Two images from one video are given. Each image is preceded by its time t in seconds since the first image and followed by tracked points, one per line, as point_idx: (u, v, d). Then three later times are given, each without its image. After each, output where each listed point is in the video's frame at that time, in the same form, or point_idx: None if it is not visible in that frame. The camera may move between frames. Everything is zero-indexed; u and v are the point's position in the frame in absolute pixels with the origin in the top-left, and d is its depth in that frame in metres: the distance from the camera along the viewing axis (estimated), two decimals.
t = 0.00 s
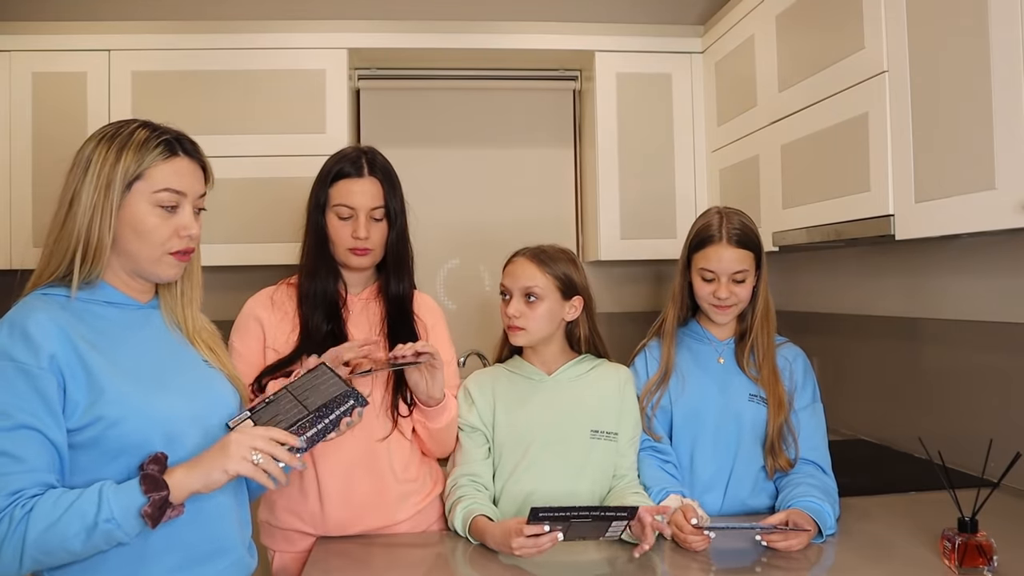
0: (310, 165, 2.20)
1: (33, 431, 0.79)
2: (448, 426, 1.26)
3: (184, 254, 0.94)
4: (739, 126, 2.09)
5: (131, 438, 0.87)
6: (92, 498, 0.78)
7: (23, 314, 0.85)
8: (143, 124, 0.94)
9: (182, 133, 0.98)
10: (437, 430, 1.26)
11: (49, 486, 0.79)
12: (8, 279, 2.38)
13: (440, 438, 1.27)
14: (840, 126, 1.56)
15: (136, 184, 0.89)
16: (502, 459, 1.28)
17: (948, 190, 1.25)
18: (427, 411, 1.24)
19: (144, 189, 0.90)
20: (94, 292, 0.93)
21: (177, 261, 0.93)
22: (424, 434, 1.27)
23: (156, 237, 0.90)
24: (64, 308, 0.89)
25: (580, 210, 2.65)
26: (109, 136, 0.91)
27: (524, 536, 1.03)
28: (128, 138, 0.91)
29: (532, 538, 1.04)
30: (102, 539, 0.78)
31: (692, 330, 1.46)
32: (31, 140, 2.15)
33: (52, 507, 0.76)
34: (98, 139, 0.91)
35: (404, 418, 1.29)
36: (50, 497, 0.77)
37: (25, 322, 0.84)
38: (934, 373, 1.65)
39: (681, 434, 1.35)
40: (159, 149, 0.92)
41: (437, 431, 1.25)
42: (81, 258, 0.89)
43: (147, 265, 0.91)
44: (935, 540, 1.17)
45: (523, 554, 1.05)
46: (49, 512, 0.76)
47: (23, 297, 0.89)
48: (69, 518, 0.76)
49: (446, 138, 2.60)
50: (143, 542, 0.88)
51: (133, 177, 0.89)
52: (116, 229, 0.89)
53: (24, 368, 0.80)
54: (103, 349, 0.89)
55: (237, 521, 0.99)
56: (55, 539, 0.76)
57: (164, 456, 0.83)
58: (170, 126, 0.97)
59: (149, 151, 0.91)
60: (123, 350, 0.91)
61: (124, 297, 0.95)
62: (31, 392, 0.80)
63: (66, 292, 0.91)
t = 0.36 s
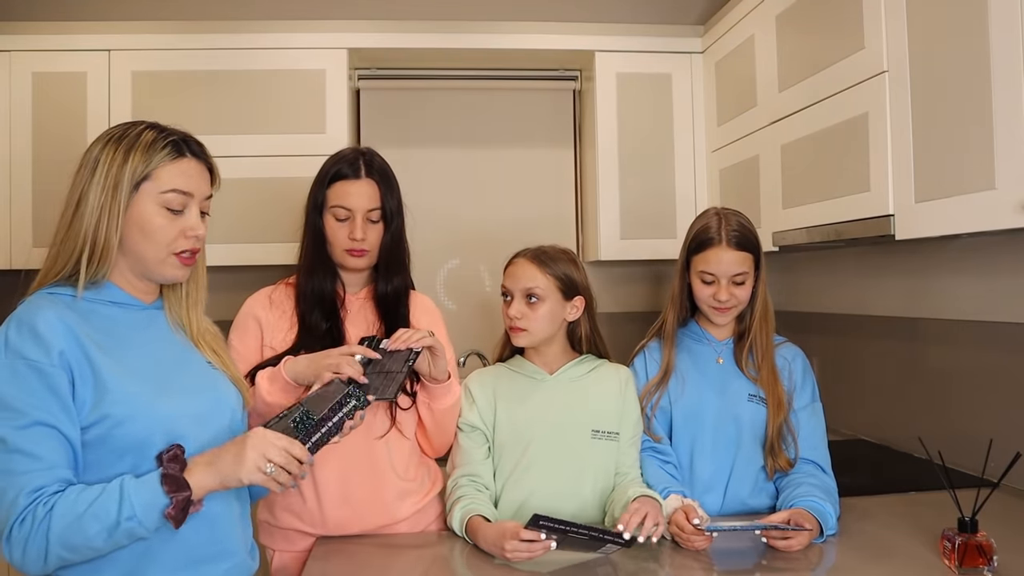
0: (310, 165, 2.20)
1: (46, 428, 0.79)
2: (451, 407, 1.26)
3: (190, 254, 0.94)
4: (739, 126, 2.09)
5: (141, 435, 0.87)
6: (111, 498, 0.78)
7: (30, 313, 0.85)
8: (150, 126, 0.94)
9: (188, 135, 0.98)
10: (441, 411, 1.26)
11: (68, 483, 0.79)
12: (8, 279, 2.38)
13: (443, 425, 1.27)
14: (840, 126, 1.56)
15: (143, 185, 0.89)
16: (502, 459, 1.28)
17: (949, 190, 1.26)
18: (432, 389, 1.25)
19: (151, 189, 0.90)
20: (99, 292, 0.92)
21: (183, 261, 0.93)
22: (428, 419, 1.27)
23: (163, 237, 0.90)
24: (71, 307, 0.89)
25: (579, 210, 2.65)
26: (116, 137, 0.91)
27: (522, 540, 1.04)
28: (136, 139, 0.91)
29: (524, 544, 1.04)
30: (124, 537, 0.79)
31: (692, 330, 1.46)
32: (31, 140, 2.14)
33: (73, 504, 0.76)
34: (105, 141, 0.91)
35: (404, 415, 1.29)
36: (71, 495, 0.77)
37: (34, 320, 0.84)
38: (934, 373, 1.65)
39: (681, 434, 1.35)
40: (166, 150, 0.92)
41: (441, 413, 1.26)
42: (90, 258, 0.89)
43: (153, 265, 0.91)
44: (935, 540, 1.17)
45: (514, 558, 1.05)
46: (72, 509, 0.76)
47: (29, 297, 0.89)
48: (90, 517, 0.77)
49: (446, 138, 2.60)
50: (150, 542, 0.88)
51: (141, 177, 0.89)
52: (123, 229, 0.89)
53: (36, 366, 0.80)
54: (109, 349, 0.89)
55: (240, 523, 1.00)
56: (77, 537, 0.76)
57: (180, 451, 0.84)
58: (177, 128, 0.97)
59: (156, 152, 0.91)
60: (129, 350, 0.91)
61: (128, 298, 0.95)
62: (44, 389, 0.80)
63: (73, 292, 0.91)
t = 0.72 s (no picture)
0: (310, 165, 2.20)
1: (48, 424, 0.79)
2: (451, 406, 1.27)
3: (198, 256, 0.94)
4: (739, 126, 2.09)
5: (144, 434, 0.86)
6: (102, 488, 0.77)
7: (39, 310, 0.84)
8: (158, 126, 0.94)
9: (195, 135, 0.99)
10: (440, 408, 1.27)
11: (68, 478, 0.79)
12: (8, 278, 2.38)
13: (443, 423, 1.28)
14: (840, 126, 1.56)
15: (151, 184, 0.89)
16: (502, 459, 1.28)
17: (949, 190, 1.26)
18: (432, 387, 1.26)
19: (159, 189, 0.90)
20: (108, 291, 0.92)
21: (191, 262, 0.93)
22: (428, 417, 1.28)
23: (172, 236, 0.90)
24: (81, 306, 0.89)
25: (580, 210, 2.65)
26: (124, 137, 0.91)
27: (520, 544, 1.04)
28: (144, 139, 0.91)
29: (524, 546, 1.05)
30: (120, 524, 0.78)
31: (691, 331, 1.46)
32: (31, 141, 2.14)
33: (65, 496, 0.76)
34: (114, 141, 0.91)
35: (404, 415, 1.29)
36: (64, 487, 0.76)
37: (40, 316, 0.84)
38: (934, 373, 1.65)
39: (681, 434, 1.35)
40: (174, 150, 0.92)
41: (441, 412, 1.27)
42: (98, 258, 0.89)
43: (160, 264, 0.91)
44: (935, 540, 1.17)
45: (510, 559, 1.05)
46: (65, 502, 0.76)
47: (38, 294, 0.89)
48: (82, 508, 0.76)
49: (446, 138, 2.60)
50: (150, 539, 0.88)
51: (149, 177, 0.89)
52: (131, 228, 0.89)
53: (41, 363, 0.80)
54: (116, 347, 0.89)
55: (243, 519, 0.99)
56: (72, 529, 0.76)
57: (163, 435, 0.82)
58: (184, 129, 0.97)
59: (164, 152, 0.91)
60: (134, 347, 0.91)
61: (137, 298, 0.95)
62: (47, 387, 0.80)
63: (82, 292, 0.91)
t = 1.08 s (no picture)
0: (310, 165, 2.20)
1: (47, 422, 0.79)
2: (451, 407, 1.26)
3: (199, 260, 0.94)
4: (738, 125, 2.09)
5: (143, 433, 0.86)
6: (106, 484, 0.77)
7: (39, 309, 0.84)
8: (164, 129, 0.94)
9: (200, 138, 0.99)
10: (440, 411, 1.26)
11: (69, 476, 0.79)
12: (8, 278, 2.38)
13: (442, 425, 1.27)
14: (840, 126, 1.56)
15: (155, 188, 0.89)
16: (503, 459, 1.28)
17: (949, 190, 1.25)
18: (432, 389, 1.26)
19: (163, 192, 0.90)
20: (109, 292, 0.92)
21: (191, 265, 0.93)
22: (428, 419, 1.27)
23: (174, 241, 0.90)
24: (82, 306, 0.89)
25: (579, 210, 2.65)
26: (130, 138, 0.92)
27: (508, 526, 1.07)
28: (150, 142, 0.91)
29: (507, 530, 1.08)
30: (124, 521, 0.78)
31: (691, 331, 1.45)
32: (31, 141, 2.14)
33: (71, 493, 0.76)
34: (119, 142, 0.91)
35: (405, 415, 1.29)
36: (68, 484, 0.77)
37: (41, 315, 0.84)
38: (934, 373, 1.65)
39: (681, 435, 1.35)
40: (179, 154, 0.92)
41: (441, 412, 1.26)
42: (100, 259, 0.89)
43: (161, 267, 0.91)
44: (934, 540, 1.17)
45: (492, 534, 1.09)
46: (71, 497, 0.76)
47: (39, 293, 0.89)
48: (88, 505, 0.76)
49: (446, 138, 2.60)
50: (148, 537, 0.88)
51: (153, 180, 0.89)
52: (133, 230, 0.89)
53: (42, 362, 0.80)
54: (116, 347, 0.89)
55: (242, 519, 0.99)
56: (77, 526, 0.76)
57: (168, 431, 0.83)
58: (190, 132, 0.98)
59: (169, 155, 0.91)
60: (132, 346, 0.91)
61: (138, 299, 0.95)
62: (49, 386, 0.80)
63: (84, 292, 0.91)
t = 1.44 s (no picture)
0: (310, 165, 2.20)
1: (48, 423, 0.79)
2: (451, 407, 1.27)
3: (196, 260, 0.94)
4: (738, 125, 2.09)
5: (143, 435, 0.86)
6: (111, 488, 0.78)
7: (38, 310, 0.84)
8: (167, 129, 0.94)
9: (202, 139, 0.99)
10: (440, 411, 1.26)
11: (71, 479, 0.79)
12: (8, 278, 2.38)
13: (441, 425, 1.27)
14: (840, 126, 1.56)
15: (156, 188, 0.89)
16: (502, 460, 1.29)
17: (949, 190, 1.26)
18: (432, 389, 1.26)
19: (164, 193, 0.90)
20: (108, 292, 0.92)
21: (188, 266, 0.93)
22: (428, 419, 1.27)
23: (173, 242, 0.90)
24: (81, 306, 0.89)
25: (579, 210, 2.65)
26: (132, 138, 0.91)
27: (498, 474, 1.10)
28: (152, 142, 0.91)
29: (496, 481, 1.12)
30: (127, 527, 0.79)
31: (692, 331, 1.45)
32: (30, 141, 2.14)
33: (76, 496, 0.76)
34: (121, 141, 0.91)
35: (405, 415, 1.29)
36: (73, 489, 0.77)
37: (40, 316, 0.84)
38: (935, 372, 1.65)
39: (682, 435, 1.35)
40: (181, 155, 0.92)
41: (441, 413, 1.26)
42: (99, 259, 0.89)
43: (159, 268, 0.91)
44: (934, 540, 1.17)
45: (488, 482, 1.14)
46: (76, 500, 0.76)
47: (38, 294, 0.89)
48: (94, 509, 0.76)
49: (445, 138, 2.60)
50: (150, 539, 0.88)
51: (154, 181, 0.89)
52: (133, 231, 0.89)
53: (42, 363, 0.80)
54: (115, 348, 0.89)
55: (241, 521, 0.99)
56: (81, 530, 0.76)
57: (176, 437, 0.83)
58: (193, 133, 0.97)
59: (171, 157, 0.91)
60: (130, 349, 0.91)
61: (136, 300, 0.95)
62: (49, 388, 0.80)
63: (83, 292, 0.91)
